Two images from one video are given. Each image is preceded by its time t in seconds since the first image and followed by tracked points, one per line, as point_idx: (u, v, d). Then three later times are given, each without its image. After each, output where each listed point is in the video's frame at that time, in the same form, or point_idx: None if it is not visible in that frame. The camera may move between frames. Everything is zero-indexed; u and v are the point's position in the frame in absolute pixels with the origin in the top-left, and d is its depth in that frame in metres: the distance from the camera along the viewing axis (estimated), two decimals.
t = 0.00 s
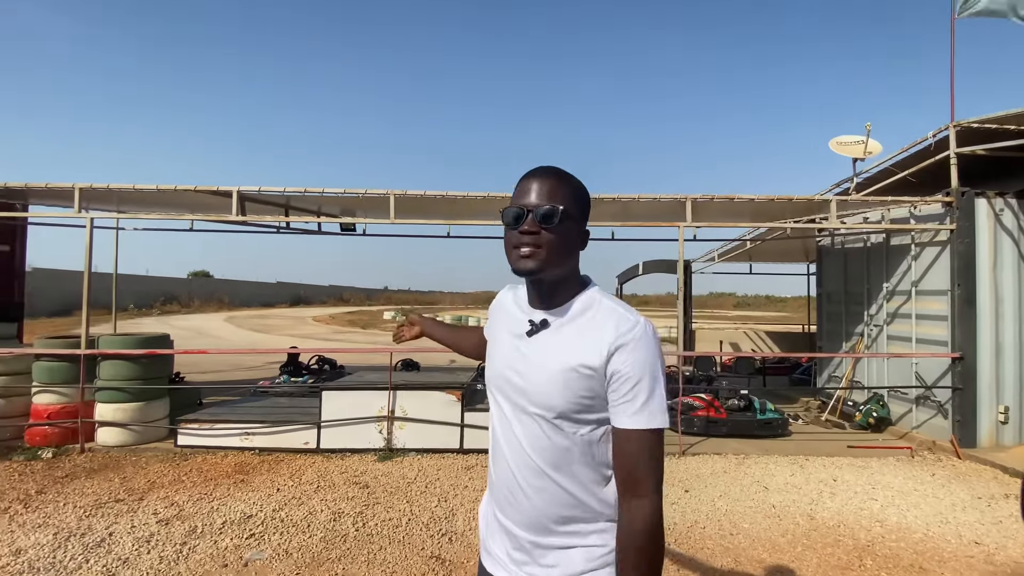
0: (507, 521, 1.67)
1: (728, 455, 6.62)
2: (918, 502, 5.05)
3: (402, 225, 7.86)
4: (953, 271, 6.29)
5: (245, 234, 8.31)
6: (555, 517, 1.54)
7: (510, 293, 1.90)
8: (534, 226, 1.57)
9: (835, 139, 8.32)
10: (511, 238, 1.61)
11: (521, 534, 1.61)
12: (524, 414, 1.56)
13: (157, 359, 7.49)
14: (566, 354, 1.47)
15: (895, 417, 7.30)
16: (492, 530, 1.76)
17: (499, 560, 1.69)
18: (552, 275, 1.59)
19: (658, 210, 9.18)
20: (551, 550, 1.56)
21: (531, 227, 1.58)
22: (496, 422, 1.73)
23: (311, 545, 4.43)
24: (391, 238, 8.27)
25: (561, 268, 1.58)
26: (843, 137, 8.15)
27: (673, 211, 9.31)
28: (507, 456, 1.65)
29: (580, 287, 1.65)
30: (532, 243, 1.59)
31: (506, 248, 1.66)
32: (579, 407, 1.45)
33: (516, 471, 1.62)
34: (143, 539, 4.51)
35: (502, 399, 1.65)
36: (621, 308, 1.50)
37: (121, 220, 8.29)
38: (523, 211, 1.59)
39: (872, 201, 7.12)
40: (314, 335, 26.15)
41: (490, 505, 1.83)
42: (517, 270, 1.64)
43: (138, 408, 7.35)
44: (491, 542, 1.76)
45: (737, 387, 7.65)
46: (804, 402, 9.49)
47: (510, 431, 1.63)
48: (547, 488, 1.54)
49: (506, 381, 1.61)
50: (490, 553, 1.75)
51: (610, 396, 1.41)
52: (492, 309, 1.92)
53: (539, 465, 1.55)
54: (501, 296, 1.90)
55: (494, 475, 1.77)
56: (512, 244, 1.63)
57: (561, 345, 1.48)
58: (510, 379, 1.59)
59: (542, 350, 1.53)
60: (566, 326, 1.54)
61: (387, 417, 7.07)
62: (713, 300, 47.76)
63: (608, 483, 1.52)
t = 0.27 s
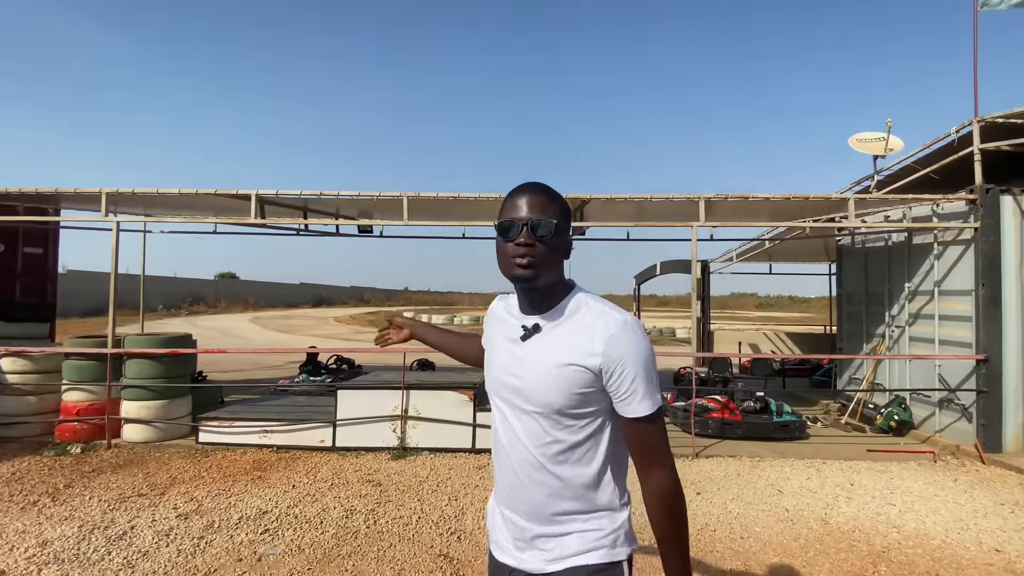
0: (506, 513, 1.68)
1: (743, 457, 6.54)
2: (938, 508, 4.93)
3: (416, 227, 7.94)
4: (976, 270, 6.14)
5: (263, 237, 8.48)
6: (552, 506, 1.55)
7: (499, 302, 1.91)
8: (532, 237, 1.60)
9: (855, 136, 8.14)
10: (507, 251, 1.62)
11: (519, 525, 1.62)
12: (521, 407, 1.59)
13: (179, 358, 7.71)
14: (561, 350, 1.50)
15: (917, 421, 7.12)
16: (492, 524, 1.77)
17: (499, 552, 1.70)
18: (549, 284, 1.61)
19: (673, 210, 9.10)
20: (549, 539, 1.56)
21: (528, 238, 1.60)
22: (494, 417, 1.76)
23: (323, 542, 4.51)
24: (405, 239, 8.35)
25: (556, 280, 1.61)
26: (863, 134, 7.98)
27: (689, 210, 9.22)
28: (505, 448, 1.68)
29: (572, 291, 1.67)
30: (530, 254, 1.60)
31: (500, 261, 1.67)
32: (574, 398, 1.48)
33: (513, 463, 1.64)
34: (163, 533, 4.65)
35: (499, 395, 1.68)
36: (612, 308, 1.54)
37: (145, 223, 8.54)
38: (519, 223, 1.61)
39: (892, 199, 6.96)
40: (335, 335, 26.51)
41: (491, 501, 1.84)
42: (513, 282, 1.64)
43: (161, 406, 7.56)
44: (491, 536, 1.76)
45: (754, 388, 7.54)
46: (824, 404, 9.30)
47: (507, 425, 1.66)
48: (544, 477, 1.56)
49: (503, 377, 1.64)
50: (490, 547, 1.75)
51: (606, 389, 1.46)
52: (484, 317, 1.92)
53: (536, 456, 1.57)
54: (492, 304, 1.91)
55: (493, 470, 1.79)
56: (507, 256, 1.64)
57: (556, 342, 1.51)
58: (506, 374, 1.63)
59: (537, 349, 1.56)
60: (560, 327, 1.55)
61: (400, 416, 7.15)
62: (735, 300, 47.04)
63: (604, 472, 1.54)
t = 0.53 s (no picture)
0: (511, 502, 1.72)
1: (755, 458, 6.48)
2: (953, 511, 4.85)
3: (428, 228, 8.03)
4: (996, 269, 6.01)
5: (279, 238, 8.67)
6: (554, 492, 1.59)
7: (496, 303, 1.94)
8: (528, 240, 1.64)
9: (871, 133, 8.02)
10: (505, 254, 1.66)
11: (523, 512, 1.66)
12: (520, 399, 1.62)
13: (198, 357, 7.92)
14: (555, 343, 1.54)
15: (936, 423, 6.99)
16: (498, 513, 1.80)
17: (504, 540, 1.73)
18: (546, 284, 1.65)
19: (686, 209, 9.05)
20: (554, 524, 1.60)
21: (525, 241, 1.64)
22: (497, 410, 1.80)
23: (335, 537, 4.61)
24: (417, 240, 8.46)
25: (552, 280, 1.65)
26: (879, 130, 7.85)
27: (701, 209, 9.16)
28: (507, 439, 1.71)
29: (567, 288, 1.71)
30: (527, 256, 1.64)
31: (498, 265, 1.70)
32: (569, 388, 1.52)
33: (515, 454, 1.68)
34: (181, 527, 4.79)
35: (499, 388, 1.72)
36: (605, 303, 1.57)
37: (166, 225, 8.78)
38: (515, 226, 1.65)
39: (909, 196, 6.84)
40: (353, 335, 26.83)
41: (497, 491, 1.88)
42: (512, 284, 1.67)
43: (181, 404, 7.77)
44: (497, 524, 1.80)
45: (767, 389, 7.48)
46: (841, 405, 9.16)
47: (508, 416, 1.70)
48: (545, 464, 1.60)
49: (502, 371, 1.68)
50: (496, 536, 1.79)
51: (599, 379, 1.50)
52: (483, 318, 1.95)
53: (536, 445, 1.61)
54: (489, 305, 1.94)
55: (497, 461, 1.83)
56: (505, 260, 1.68)
57: (550, 336, 1.55)
58: (505, 368, 1.67)
59: (534, 343, 1.59)
60: (554, 323, 1.59)
61: (412, 415, 7.25)
62: (754, 300, 46.42)
63: (603, 458, 1.57)
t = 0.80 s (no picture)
0: (519, 504, 1.70)
1: (766, 459, 6.43)
2: (969, 513, 4.77)
3: (439, 229, 8.12)
4: (1015, 267, 5.88)
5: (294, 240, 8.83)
6: (564, 493, 1.57)
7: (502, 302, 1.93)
8: (541, 235, 1.64)
9: (887, 129, 7.89)
10: (518, 249, 1.66)
11: (532, 514, 1.64)
12: (526, 399, 1.60)
13: (216, 356, 8.13)
14: (562, 341, 1.52)
15: (954, 424, 6.86)
16: (504, 515, 1.78)
17: (513, 544, 1.71)
18: (558, 280, 1.65)
19: (697, 207, 8.99)
20: (564, 526, 1.58)
21: (538, 236, 1.64)
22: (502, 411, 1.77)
23: (346, 533, 4.70)
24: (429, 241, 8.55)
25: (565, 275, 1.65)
26: (894, 126, 7.73)
27: (713, 208, 9.09)
28: (515, 441, 1.69)
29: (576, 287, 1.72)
30: (540, 252, 1.65)
31: (511, 261, 1.70)
32: (578, 388, 1.50)
33: (523, 455, 1.65)
34: (198, 521, 4.93)
35: (505, 389, 1.70)
36: (612, 301, 1.56)
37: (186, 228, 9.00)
38: (528, 221, 1.65)
39: (925, 193, 6.72)
40: (369, 335, 27.14)
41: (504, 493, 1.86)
42: (524, 280, 1.67)
43: (200, 402, 7.96)
44: (504, 527, 1.77)
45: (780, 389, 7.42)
46: (858, 406, 9.03)
47: (515, 417, 1.68)
48: (554, 466, 1.58)
49: (508, 371, 1.66)
50: (504, 539, 1.77)
51: (604, 377, 1.48)
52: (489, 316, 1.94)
53: (544, 447, 1.58)
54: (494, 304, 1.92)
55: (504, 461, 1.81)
56: (517, 255, 1.67)
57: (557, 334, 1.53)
58: (510, 368, 1.65)
59: (540, 342, 1.58)
60: (563, 320, 1.58)
61: (424, 413, 7.34)
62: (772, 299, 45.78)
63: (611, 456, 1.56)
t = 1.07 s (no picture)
0: (530, 508, 1.69)
1: (774, 459, 6.41)
2: (979, 515, 4.72)
3: (446, 229, 8.17)
4: None
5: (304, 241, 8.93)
6: (577, 502, 1.55)
7: (519, 300, 1.91)
8: (564, 232, 1.59)
9: (897, 126, 7.80)
10: (540, 248, 1.62)
11: (543, 521, 1.63)
12: (544, 403, 1.58)
13: (228, 355, 8.26)
14: (584, 344, 1.50)
15: (966, 424, 6.78)
16: (514, 519, 1.77)
17: (522, 548, 1.70)
18: (580, 279, 1.61)
19: (705, 206, 8.96)
20: (575, 535, 1.57)
21: (560, 233, 1.60)
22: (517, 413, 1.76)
23: (353, 529, 4.76)
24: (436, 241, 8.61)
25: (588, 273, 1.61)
26: (905, 123, 7.64)
27: (721, 207, 9.05)
28: (529, 444, 1.68)
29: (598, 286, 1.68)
30: (562, 250, 1.60)
31: (532, 259, 1.65)
32: (599, 395, 1.47)
33: (537, 459, 1.64)
34: (209, 517, 5.02)
35: (522, 391, 1.68)
36: (636, 304, 1.53)
37: (198, 229, 9.14)
38: (549, 218, 1.60)
39: (936, 190, 6.64)
40: (379, 334, 27.33)
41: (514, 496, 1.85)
42: (546, 280, 1.64)
43: (212, 400, 8.08)
44: (513, 530, 1.77)
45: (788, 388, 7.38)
46: (868, 406, 8.95)
47: (530, 420, 1.66)
48: (568, 473, 1.56)
49: (525, 373, 1.64)
50: (512, 542, 1.76)
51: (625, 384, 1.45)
52: (503, 315, 1.91)
53: (560, 452, 1.57)
54: (511, 301, 1.90)
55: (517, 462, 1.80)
56: (539, 253, 1.63)
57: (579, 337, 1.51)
58: (528, 370, 1.63)
59: (560, 344, 1.56)
60: (585, 321, 1.55)
61: (431, 412, 7.39)
62: (784, 298, 45.36)
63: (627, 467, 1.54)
